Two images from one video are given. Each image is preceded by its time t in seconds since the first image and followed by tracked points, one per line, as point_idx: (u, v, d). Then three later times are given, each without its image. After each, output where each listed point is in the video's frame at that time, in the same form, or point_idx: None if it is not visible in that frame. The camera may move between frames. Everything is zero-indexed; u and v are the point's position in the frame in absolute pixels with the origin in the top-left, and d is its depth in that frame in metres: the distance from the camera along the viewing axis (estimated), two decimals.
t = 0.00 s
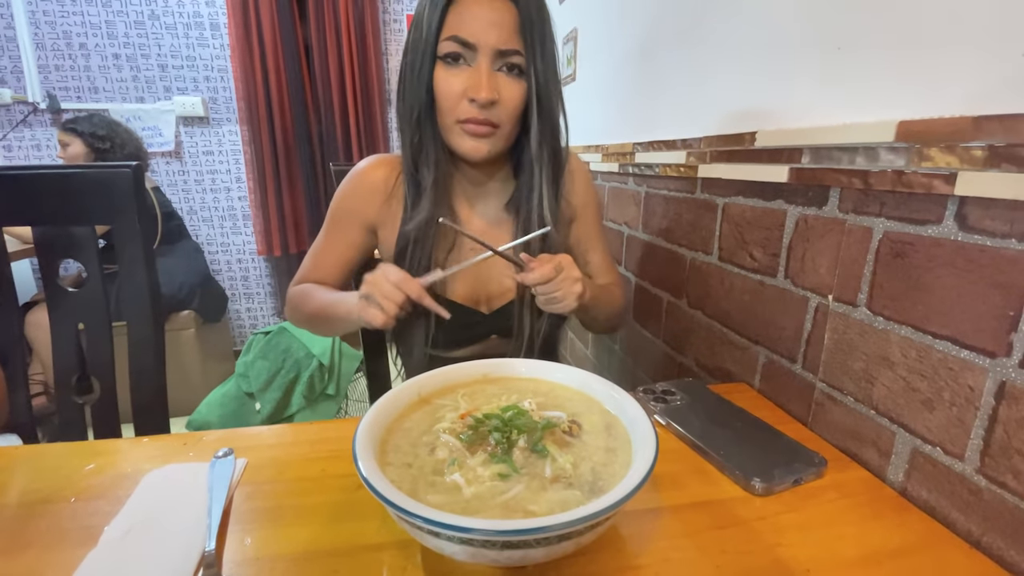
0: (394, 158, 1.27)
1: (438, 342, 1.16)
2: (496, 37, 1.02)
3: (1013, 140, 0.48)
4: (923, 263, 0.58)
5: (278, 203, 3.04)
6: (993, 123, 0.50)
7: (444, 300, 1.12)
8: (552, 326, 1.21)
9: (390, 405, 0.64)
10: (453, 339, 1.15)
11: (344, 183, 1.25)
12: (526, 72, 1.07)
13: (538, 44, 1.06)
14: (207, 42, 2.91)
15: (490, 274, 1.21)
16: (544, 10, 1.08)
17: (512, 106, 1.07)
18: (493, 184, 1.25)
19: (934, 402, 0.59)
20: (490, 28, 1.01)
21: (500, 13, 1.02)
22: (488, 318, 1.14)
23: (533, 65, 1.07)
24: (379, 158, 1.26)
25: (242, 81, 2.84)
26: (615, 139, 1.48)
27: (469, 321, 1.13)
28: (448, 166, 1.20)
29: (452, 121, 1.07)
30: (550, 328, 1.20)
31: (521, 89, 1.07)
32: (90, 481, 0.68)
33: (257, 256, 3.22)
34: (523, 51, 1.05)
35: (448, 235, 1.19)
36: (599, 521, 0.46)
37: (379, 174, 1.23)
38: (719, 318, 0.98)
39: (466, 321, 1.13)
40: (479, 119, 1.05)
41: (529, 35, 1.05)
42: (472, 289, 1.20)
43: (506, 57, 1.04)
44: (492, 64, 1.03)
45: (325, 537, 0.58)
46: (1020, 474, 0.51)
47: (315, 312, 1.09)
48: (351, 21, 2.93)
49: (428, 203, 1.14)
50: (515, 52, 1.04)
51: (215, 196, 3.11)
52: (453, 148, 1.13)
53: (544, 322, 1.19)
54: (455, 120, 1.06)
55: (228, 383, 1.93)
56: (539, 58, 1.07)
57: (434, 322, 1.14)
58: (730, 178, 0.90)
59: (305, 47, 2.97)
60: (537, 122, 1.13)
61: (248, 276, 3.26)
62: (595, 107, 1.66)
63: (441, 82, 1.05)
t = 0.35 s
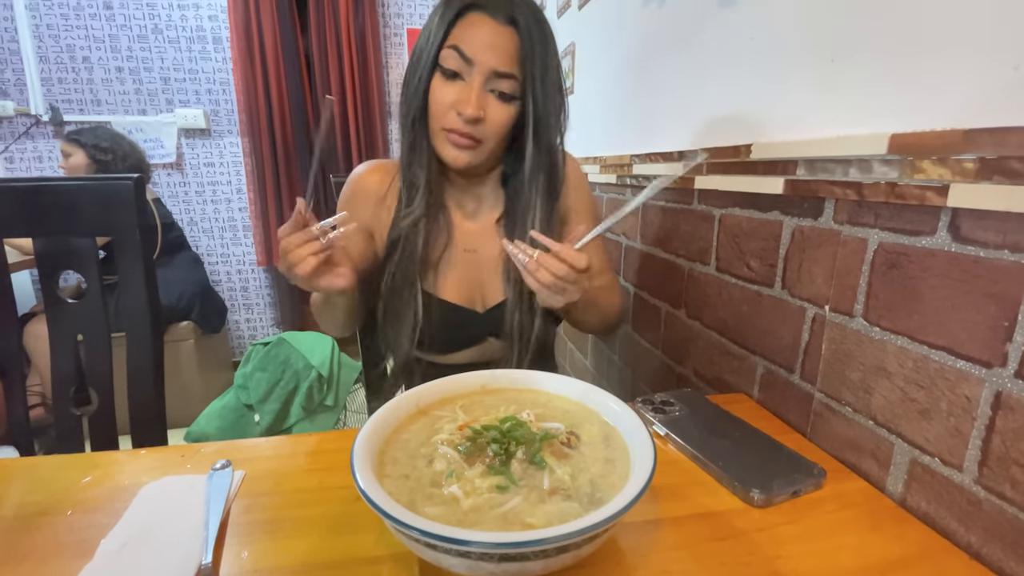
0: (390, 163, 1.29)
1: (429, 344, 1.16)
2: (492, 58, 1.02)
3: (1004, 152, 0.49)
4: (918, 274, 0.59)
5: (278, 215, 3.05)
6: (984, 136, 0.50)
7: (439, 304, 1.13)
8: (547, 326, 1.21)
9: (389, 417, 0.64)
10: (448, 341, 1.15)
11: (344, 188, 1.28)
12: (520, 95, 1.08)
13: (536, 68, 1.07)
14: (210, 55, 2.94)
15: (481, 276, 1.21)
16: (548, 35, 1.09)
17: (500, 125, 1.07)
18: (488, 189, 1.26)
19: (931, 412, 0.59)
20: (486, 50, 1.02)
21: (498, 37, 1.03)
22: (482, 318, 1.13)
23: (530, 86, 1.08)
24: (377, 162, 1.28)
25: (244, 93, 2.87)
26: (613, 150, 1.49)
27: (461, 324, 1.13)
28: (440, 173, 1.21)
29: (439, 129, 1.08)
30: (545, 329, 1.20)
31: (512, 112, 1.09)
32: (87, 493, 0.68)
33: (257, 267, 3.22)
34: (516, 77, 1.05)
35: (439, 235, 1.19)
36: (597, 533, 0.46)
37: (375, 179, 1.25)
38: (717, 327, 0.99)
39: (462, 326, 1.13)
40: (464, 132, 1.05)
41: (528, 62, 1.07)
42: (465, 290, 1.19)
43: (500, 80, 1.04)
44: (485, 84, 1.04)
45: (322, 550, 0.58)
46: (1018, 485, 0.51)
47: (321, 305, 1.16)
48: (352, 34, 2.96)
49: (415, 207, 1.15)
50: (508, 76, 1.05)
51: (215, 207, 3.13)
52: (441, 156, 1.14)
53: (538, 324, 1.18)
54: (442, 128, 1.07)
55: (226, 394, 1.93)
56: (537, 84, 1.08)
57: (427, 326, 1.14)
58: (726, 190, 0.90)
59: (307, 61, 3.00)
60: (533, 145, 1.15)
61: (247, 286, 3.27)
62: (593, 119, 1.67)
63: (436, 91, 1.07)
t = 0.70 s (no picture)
0: (397, 179, 1.31)
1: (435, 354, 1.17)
2: (491, 59, 1.05)
3: (997, 161, 0.49)
4: (914, 282, 0.59)
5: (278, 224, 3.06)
6: (977, 146, 0.51)
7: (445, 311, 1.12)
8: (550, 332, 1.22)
9: (387, 425, 0.64)
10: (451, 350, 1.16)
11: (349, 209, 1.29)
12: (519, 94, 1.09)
13: (528, 67, 1.09)
14: (212, 65, 2.96)
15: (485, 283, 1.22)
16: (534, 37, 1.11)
17: (505, 125, 1.09)
18: (492, 197, 1.26)
19: (929, 420, 0.59)
20: (485, 51, 1.04)
21: (494, 40, 1.05)
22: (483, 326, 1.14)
23: (525, 85, 1.09)
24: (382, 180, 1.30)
25: (245, 102, 2.88)
26: (611, 159, 1.50)
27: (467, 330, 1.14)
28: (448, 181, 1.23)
29: (450, 140, 1.10)
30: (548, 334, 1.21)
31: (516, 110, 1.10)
32: (84, 502, 0.68)
33: (257, 274, 3.23)
34: (515, 72, 1.07)
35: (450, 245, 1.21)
36: (595, 542, 0.46)
37: (383, 194, 1.27)
38: (716, 335, 0.99)
39: (464, 335, 1.14)
40: (475, 136, 1.08)
41: (520, 58, 1.07)
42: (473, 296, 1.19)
43: (501, 78, 1.07)
44: (487, 85, 1.06)
45: (319, 559, 0.58)
46: (1016, 492, 0.51)
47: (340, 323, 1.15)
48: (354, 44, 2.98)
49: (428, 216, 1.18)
50: (507, 73, 1.07)
51: (216, 216, 3.13)
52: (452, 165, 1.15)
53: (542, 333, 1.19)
54: (453, 138, 1.09)
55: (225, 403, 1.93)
56: (529, 80, 1.09)
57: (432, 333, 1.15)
58: (724, 199, 0.91)
59: (308, 70, 3.02)
60: (527, 139, 1.14)
61: (247, 294, 3.27)
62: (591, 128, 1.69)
63: (440, 105, 1.08)
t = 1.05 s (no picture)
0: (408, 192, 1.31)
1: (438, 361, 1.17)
2: (483, 66, 1.06)
3: (991, 174, 0.50)
4: (911, 292, 0.59)
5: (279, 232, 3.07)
6: (971, 158, 0.51)
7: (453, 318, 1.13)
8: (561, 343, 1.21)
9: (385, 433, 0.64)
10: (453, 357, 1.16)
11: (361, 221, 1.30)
12: (514, 98, 1.10)
13: (520, 71, 1.09)
14: (216, 75, 2.99)
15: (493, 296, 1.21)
16: (524, 43, 1.12)
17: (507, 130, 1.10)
18: (497, 201, 1.26)
19: (928, 430, 0.59)
20: (476, 60, 1.06)
21: (484, 47, 1.07)
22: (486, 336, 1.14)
23: (518, 89, 1.09)
24: (394, 192, 1.30)
25: (248, 112, 2.90)
26: (610, 169, 1.51)
27: (474, 337, 1.14)
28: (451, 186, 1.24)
29: (455, 150, 1.12)
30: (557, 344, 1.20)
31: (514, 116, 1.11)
32: (81, 510, 0.67)
33: (257, 282, 3.24)
34: (507, 76, 1.08)
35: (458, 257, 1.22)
36: (593, 552, 0.46)
37: (395, 207, 1.27)
38: (715, 345, 0.99)
39: (467, 343, 1.14)
40: (477, 144, 1.10)
41: (511, 63, 1.08)
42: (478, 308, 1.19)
43: (495, 83, 1.08)
44: (483, 92, 1.07)
45: (316, 567, 0.57)
46: (1015, 503, 0.51)
47: (359, 344, 1.13)
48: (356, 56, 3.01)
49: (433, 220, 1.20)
50: (501, 78, 1.08)
51: (217, 224, 3.15)
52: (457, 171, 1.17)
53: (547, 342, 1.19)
54: (457, 148, 1.11)
55: (223, 411, 1.92)
56: (523, 84, 1.09)
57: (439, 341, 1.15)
58: (722, 210, 0.91)
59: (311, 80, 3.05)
60: (525, 142, 1.14)
61: (247, 302, 3.28)
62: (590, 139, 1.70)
63: (440, 117, 1.10)
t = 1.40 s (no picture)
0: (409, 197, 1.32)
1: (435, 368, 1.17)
2: (494, 73, 1.08)
3: (985, 182, 0.50)
4: (907, 299, 0.60)
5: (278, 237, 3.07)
6: (965, 166, 0.52)
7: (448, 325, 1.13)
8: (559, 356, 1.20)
9: (383, 439, 0.64)
10: (450, 364, 1.16)
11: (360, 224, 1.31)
12: (522, 105, 1.11)
13: (530, 79, 1.11)
14: (217, 81, 3.00)
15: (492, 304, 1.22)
16: (536, 50, 1.14)
17: (512, 137, 1.12)
18: (498, 207, 1.27)
19: (924, 437, 0.59)
20: (488, 66, 1.08)
21: (497, 54, 1.09)
22: (484, 342, 1.14)
23: (528, 96, 1.11)
24: (395, 197, 1.32)
25: (248, 118, 2.92)
26: (608, 177, 1.52)
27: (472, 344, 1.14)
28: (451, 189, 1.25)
29: (457, 152, 1.12)
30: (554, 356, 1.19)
31: (520, 122, 1.12)
32: (76, 515, 0.67)
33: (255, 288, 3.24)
34: (518, 84, 1.10)
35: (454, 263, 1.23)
36: (590, 559, 0.46)
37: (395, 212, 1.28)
38: (713, 351, 0.99)
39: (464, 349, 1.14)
40: (481, 148, 1.10)
41: (522, 71, 1.10)
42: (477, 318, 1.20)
43: (504, 91, 1.09)
44: (492, 97, 1.09)
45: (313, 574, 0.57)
46: (1011, 510, 0.51)
47: (354, 352, 1.12)
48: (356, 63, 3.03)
49: (432, 221, 1.20)
50: (510, 86, 1.10)
51: (216, 229, 3.15)
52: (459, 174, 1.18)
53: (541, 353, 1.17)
54: (460, 150, 1.12)
55: (220, 416, 1.91)
56: (532, 92, 1.11)
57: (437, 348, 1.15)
58: (719, 217, 0.92)
59: (311, 87, 3.06)
60: (530, 148, 1.15)
61: (246, 307, 3.27)
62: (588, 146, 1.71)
63: (446, 120, 1.11)
